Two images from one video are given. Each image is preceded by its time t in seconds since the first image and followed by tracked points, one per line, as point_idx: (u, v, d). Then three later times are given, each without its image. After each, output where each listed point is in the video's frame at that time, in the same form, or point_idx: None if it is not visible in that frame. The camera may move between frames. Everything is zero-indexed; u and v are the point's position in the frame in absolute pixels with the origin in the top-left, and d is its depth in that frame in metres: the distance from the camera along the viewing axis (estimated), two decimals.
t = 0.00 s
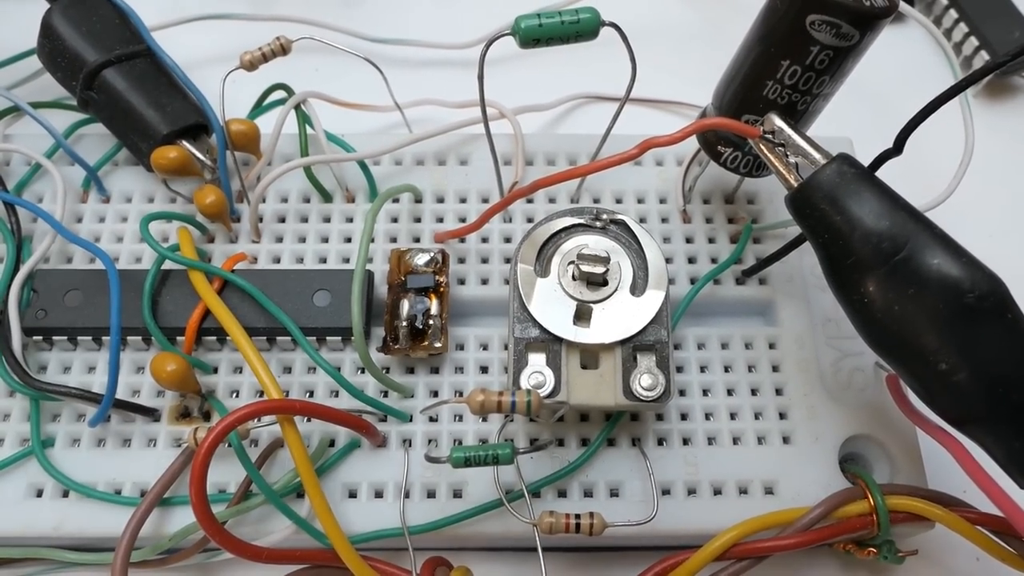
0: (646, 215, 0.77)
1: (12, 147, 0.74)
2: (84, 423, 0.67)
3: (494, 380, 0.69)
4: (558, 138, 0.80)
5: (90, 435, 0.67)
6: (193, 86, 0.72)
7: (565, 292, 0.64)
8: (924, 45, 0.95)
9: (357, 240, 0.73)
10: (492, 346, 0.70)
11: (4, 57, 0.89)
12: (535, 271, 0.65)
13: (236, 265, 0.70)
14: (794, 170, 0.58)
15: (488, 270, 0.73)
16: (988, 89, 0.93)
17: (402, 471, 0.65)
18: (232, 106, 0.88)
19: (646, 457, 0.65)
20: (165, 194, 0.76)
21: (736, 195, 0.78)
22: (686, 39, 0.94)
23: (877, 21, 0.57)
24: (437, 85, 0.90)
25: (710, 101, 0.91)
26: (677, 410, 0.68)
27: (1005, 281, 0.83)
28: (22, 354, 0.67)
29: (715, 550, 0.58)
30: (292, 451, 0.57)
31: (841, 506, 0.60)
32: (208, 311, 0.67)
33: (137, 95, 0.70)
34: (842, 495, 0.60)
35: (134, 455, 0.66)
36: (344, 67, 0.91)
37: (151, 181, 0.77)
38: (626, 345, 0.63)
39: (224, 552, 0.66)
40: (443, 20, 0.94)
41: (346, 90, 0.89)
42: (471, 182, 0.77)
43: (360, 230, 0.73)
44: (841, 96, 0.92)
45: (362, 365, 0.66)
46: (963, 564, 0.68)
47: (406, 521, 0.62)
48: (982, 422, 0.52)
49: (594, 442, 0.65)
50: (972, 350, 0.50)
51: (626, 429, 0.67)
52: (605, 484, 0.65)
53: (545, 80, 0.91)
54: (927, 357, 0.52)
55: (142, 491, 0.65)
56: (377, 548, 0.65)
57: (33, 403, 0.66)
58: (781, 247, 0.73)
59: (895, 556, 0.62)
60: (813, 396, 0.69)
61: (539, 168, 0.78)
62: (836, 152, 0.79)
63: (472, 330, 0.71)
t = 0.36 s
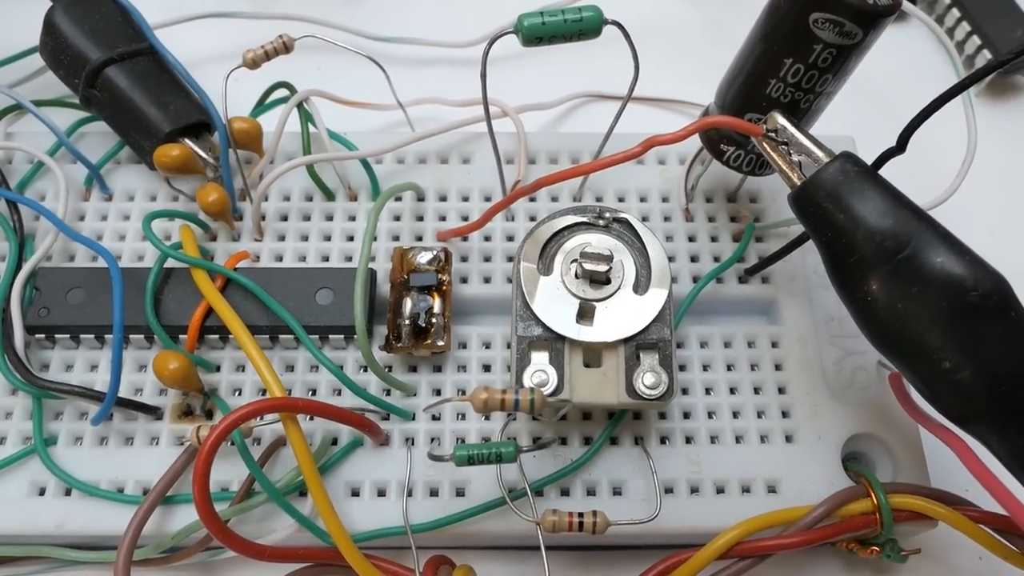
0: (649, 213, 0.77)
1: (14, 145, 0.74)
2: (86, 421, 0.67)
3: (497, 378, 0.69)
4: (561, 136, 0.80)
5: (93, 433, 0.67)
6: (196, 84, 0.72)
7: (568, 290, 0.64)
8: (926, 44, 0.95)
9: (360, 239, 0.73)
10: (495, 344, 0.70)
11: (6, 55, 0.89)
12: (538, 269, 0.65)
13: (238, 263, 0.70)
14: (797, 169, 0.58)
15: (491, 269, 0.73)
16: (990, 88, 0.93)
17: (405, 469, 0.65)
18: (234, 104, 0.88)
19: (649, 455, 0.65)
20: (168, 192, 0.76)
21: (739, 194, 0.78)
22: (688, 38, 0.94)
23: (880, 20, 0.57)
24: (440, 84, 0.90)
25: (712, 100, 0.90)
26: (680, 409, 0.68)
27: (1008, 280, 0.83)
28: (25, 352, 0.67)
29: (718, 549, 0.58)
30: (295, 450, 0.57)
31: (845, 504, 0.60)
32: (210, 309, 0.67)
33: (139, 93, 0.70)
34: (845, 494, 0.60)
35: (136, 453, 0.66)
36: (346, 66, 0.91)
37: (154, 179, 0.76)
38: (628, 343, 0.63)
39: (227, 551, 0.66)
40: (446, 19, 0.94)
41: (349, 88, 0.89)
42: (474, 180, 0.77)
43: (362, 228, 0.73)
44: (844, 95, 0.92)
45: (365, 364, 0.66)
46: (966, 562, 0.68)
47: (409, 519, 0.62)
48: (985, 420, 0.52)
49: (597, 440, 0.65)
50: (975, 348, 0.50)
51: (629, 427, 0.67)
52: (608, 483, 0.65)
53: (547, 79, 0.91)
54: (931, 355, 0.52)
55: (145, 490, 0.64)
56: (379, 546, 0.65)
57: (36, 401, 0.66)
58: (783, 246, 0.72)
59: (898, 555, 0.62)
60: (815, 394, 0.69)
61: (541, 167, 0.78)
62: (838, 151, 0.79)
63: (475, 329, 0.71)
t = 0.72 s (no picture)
0: (650, 212, 0.77)
1: (16, 143, 0.74)
2: (88, 419, 0.67)
3: (498, 376, 0.69)
4: (563, 135, 0.80)
5: (95, 431, 0.67)
6: (198, 83, 0.72)
7: (570, 288, 0.64)
8: (926, 43, 0.95)
9: (361, 237, 0.73)
10: (496, 342, 0.70)
11: (8, 53, 0.89)
12: (539, 267, 0.65)
13: (240, 261, 0.70)
14: (799, 167, 0.58)
15: (492, 267, 0.73)
16: (991, 87, 0.93)
17: (407, 467, 0.65)
18: (236, 103, 0.88)
19: (650, 454, 0.65)
20: (170, 190, 0.76)
21: (740, 193, 0.78)
22: (689, 37, 0.95)
23: (881, 18, 0.57)
24: (441, 82, 0.90)
25: (714, 99, 0.91)
26: (681, 407, 0.68)
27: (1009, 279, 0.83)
28: (27, 349, 0.67)
29: (720, 547, 0.58)
30: (297, 447, 0.57)
31: (846, 502, 0.60)
32: (212, 307, 0.67)
33: (141, 91, 0.70)
34: (846, 492, 0.61)
35: (138, 451, 0.66)
36: (347, 64, 0.91)
37: (156, 177, 0.77)
38: (630, 341, 0.63)
39: (228, 548, 0.66)
40: (448, 17, 0.94)
41: (350, 87, 0.89)
42: (476, 178, 0.77)
43: (364, 226, 0.74)
44: (845, 94, 0.92)
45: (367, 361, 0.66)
46: (967, 561, 0.68)
47: (410, 517, 0.62)
48: (986, 419, 0.52)
49: (598, 438, 0.65)
50: (976, 345, 0.50)
51: (630, 425, 0.67)
52: (610, 481, 0.65)
53: (549, 78, 0.91)
54: (932, 354, 0.52)
55: (146, 487, 0.65)
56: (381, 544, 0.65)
57: (37, 398, 0.66)
58: (784, 244, 0.73)
59: (898, 553, 0.62)
60: (817, 392, 0.69)
61: (543, 165, 0.78)
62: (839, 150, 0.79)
63: (477, 327, 0.71)
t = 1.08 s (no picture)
0: (650, 212, 0.77)
1: (16, 143, 0.74)
2: (88, 420, 0.67)
3: (499, 377, 0.69)
4: (563, 135, 0.80)
5: (95, 432, 0.66)
6: (198, 83, 0.72)
7: (570, 289, 0.64)
8: (927, 43, 0.95)
9: (361, 238, 0.73)
10: (497, 342, 0.70)
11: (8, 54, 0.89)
12: (540, 268, 0.65)
13: (240, 262, 0.70)
14: (799, 167, 0.58)
15: (493, 268, 0.73)
16: (991, 87, 0.93)
17: (407, 468, 0.65)
18: (236, 104, 0.88)
19: (651, 454, 0.65)
20: (170, 191, 0.76)
21: (741, 193, 0.78)
22: (689, 37, 0.95)
23: (882, 18, 0.56)
24: (441, 83, 0.90)
25: (714, 99, 0.90)
26: (682, 408, 0.68)
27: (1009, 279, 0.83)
28: (26, 350, 0.67)
29: (720, 547, 0.58)
30: (297, 448, 0.57)
31: (846, 503, 0.60)
32: (212, 308, 0.67)
33: (141, 92, 0.70)
34: (847, 492, 0.60)
35: (138, 452, 0.66)
36: (348, 65, 0.91)
37: (156, 178, 0.77)
38: (630, 342, 0.63)
39: (229, 549, 0.65)
40: (448, 17, 0.94)
41: (351, 87, 0.89)
42: (476, 179, 0.77)
43: (364, 227, 0.73)
44: (845, 94, 0.92)
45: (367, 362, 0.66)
46: (968, 561, 0.68)
47: (411, 518, 0.62)
48: (987, 419, 0.52)
49: (599, 438, 0.65)
50: (977, 346, 0.50)
51: (631, 426, 0.67)
52: (610, 481, 0.65)
53: (549, 78, 0.91)
54: (933, 354, 0.52)
55: (146, 488, 0.64)
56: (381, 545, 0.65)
57: (37, 399, 0.66)
58: (785, 245, 0.73)
59: (899, 554, 0.62)
60: (817, 393, 0.69)
61: (543, 165, 0.78)
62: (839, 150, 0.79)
63: (477, 327, 0.71)
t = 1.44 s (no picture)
0: (653, 207, 0.77)
1: (23, 133, 0.74)
2: (91, 408, 0.67)
3: (502, 368, 0.69)
4: (567, 130, 0.80)
5: (98, 420, 0.67)
6: (205, 75, 0.72)
7: (574, 280, 0.64)
8: (928, 42, 0.95)
9: (366, 229, 0.74)
10: (500, 334, 0.70)
11: (15, 46, 0.90)
12: (543, 259, 0.65)
13: (245, 252, 0.71)
14: (802, 160, 0.58)
15: (496, 260, 0.73)
16: (993, 86, 0.93)
17: (409, 458, 0.65)
18: (241, 97, 0.88)
19: (653, 446, 0.65)
20: (175, 182, 0.76)
21: (743, 189, 0.78)
22: (692, 35, 0.95)
23: (886, 12, 0.57)
24: (446, 78, 0.91)
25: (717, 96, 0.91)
26: (684, 400, 0.68)
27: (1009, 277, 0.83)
28: (31, 338, 0.67)
29: (721, 539, 0.58)
30: (301, 436, 0.57)
31: (847, 495, 0.60)
32: (217, 297, 0.68)
33: (148, 82, 0.71)
34: (848, 485, 0.61)
35: (142, 440, 0.66)
36: (353, 60, 0.91)
37: (162, 168, 0.77)
38: (634, 333, 0.63)
39: (231, 538, 0.65)
40: (453, 14, 0.94)
41: (356, 82, 0.90)
42: (480, 172, 0.77)
43: (368, 219, 0.74)
44: (847, 92, 0.93)
45: (371, 352, 0.67)
46: (968, 556, 0.68)
47: (413, 507, 0.62)
48: (987, 410, 0.52)
49: (601, 430, 0.65)
50: (978, 337, 0.51)
51: (633, 418, 0.67)
52: (612, 473, 0.65)
53: (553, 74, 0.92)
54: (934, 345, 0.52)
55: (149, 476, 0.65)
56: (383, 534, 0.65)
57: (41, 387, 0.66)
58: (787, 239, 0.73)
59: (899, 547, 0.63)
60: (818, 387, 0.69)
61: (547, 160, 0.79)
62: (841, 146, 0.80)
63: (480, 319, 0.71)
